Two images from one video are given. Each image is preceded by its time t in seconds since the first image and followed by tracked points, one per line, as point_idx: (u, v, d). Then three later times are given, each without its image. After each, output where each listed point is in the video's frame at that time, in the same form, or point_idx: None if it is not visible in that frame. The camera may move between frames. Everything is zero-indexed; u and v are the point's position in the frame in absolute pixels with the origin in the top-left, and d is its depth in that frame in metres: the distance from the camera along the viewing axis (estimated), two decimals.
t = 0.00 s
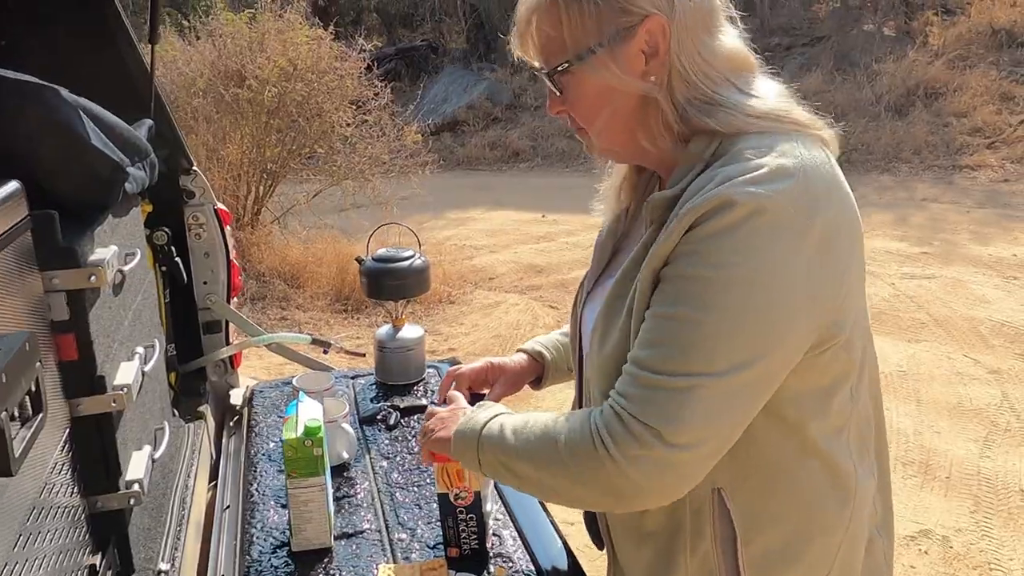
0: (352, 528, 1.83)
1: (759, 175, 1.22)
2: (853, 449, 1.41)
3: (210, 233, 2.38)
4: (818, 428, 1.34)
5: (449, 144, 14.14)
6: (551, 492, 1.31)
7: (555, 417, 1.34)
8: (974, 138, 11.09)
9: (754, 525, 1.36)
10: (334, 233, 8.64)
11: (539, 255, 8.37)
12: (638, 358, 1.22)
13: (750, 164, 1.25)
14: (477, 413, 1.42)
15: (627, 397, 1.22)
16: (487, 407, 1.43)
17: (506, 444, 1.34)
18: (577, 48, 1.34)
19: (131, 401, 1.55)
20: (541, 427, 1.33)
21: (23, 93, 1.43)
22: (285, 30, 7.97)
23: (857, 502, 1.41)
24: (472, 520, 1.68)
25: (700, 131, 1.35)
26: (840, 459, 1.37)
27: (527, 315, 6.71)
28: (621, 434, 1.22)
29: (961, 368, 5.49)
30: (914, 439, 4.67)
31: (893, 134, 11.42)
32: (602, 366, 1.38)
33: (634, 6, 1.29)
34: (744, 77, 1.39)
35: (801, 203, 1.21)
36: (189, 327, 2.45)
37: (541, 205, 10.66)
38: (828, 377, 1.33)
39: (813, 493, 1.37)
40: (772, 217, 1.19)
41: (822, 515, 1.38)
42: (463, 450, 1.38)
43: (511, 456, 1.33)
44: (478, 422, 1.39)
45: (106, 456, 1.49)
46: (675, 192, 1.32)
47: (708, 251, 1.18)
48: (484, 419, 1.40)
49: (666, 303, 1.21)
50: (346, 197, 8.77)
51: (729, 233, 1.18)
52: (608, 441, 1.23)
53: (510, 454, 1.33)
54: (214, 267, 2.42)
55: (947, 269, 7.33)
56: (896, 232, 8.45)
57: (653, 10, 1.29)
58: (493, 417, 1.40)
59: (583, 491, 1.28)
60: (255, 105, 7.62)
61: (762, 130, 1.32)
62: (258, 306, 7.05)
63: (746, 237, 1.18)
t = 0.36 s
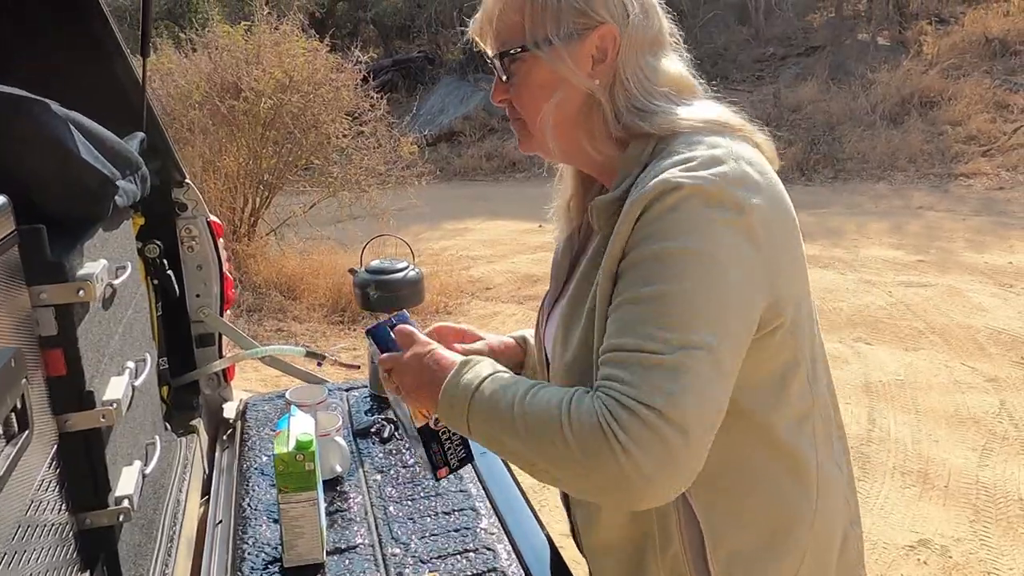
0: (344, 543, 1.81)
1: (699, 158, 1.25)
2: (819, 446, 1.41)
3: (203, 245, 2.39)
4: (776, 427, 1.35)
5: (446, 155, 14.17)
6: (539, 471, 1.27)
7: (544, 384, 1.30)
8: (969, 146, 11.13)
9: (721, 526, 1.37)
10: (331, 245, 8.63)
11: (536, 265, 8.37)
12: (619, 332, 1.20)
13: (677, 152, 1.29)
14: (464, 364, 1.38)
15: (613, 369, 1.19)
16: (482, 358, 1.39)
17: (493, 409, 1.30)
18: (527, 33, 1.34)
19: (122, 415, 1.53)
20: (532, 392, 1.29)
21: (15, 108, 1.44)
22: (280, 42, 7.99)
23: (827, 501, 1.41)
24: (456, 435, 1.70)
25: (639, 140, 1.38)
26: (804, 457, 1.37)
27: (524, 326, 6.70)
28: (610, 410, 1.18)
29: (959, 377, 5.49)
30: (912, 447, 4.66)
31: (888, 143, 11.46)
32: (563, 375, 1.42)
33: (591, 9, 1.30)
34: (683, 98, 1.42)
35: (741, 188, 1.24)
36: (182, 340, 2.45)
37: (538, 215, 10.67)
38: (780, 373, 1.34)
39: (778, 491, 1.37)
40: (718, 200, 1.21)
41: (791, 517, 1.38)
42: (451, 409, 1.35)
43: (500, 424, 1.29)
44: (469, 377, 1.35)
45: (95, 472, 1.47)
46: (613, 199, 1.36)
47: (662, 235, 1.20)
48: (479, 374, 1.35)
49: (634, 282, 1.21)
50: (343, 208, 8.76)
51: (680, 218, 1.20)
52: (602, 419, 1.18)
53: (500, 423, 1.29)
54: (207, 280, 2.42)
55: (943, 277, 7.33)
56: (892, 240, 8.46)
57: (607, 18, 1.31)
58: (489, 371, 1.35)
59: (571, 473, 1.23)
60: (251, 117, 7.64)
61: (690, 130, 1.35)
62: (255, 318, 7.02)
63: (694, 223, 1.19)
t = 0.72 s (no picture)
0: (342, 556, 1.81)
1: (643, 131, 1.48)
2: (753, 385, 1.68)
3: (199, 257, 2.39)
4: (719, 364, 1.62)
5: (444, 164, 14.16)
6: (551, 347, 1.28)
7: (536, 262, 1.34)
8: (964, 153, 11.18)
9: (674, 452, 1.59)
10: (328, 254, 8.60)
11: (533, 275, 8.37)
12: (606, 240, 1.33)
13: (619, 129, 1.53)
14: (442, 237, 1.37)
15: (616, 258, 1.30)
16: (459, 232, 1.39)
17: (494, 285, 1.31)
18: (495, 29, 1.58)
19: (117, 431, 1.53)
20: (533, 268, 1.31)
21: (9, 123, 1.43)
22: (277, 53, 8.06)
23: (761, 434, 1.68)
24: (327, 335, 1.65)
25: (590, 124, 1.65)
26: (742, 391, 1.64)
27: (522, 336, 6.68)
28: (628, 283, 1.26)
29: (956, 384, 5.49)
30: (911, 456, 4.65)
31: (884, 150, 11.48)
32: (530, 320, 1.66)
33: (551, 14, 1.57)
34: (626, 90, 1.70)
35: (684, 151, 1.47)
36: (179, 353, 2.44)
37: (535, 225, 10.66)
38: (724, 318, 1.61)
39: (725, 419, 1.62)
40: (667, 159, 1.43)
41: (732, 442, 1.63)
42: (442, 284, 1.33)
43: (508, 298, 1.30)
44: (459, 253, 1.34)
45: (89, 487, 1.46)
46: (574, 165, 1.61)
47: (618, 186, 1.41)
48: (467, 249, 1.35)
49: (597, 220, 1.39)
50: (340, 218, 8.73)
51: (636, 172, 1.41)
52: (630, 292, 1.25)
53: (506, 297, 1.30)
54: (204, 292, 2.41)
55: (940, 284, 7.35)
56: (889, 247, 8.48)
57: (564, 22, 1.58)
58: (473, 247, 1.36)
59: (589, 345, 1.26)
60: (249, 129, 7.59)
61: (632, 111, 1.61)
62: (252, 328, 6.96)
63: (647, 172, 1.40)
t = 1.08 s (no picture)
0: (341, 567, 1.81)
1: (658, 152, 1.55)
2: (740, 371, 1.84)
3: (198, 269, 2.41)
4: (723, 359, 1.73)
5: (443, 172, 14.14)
6: (696, 380, 1.37)
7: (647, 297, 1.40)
8: (962, 159, 11.20)
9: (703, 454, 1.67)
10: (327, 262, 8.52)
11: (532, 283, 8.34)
12: (690, 268, 1.42)
13: (625, 147, 1.58)
14: (552, 284, 1.38)
15: (716, 284, 1.40)
16: (559, 276, 1.40)
17: (625, 327, 1.36)
18: (441, 54, 1.60)
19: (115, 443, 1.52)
20: (656, 305, 1.37)
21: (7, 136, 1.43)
22: (277, 62, 8.09)
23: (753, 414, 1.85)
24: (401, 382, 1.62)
25: (555, 142, 1.67)
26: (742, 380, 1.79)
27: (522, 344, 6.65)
28: (746, 309, 1.38)
29: (956, 390, 5.48)
30: (912, 463, 4.64)
31: (882, 156, 11.48)
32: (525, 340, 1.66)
33: (497, 35, 1.59)
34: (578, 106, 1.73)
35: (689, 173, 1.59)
36: (177, 363, 2.44)
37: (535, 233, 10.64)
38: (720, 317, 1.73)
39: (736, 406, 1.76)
40: (689, 182, 1.54)
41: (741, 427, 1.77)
42: (575, 333, 1.36)
43: (645, 340, 1.36)
44: (577, 299, 1.37)
45: (87, 499, 1.46)
46: (558, 190, 1.61)
47: (662, 212, 1.49)
48: (581, 295, 1.38)
49: (655, 247, 1.46)
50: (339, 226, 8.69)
51: (675, 196, 1.50)
52: (752, 312, 1.38)
53: (643, 339, 1.36)
54: (203, 302, 2.44)
55: (938, 289, 7.35)
56: (888, 253, 8.48)
57: (511, 43, 1.60)
58: (579, 288, 1.39)
59: (729, 373, 1.37)
60: (248, 137, 7.60)
61: (602, 126, 1.68)
62: (251, 337, 6.90)
63: (684, 197, 1.50)
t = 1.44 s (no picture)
0: None
1: (676, 171, 1.54)
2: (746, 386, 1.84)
3: (195, 278, 2.39)
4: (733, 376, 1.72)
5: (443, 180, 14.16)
6: (766, 406, 1.40)
7: (703, 328, 1.41)
8: (962, 167, 11.20)
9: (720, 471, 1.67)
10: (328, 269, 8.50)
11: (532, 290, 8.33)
12: (736, 290, 1.44)
13: (639, 168, 1.57)
14: (611, 332, 1.36)
15: (766, 305, 1.43)
16: (618, 322, 1.38)
17: (696, 369, 1.37)
18: (426, 72, 1.60)
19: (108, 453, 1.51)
20: (717, 337, 1.39)
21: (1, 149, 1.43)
22: (277, 71, 8.11)
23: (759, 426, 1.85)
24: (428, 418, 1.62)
25: (553, 161, 1.68)
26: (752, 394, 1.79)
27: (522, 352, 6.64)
28: (802, 327, 1.42)
29: (957, 399, 5.46)
30: (913, 471, 4.62)
31: (882, 163, 11.48)
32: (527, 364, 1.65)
33: (485, 52, 1.58)
34: (570, 118, 1.72)
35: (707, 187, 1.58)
36: (173, 371, 2.44)
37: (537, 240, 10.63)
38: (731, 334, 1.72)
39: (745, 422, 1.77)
40: (710, 199, 1.54)
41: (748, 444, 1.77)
42: (645, 379, 1.35)
43: (714, 375, 1.37)
44: (639, 344, 1.36)
45: (80, 511, 1.45)
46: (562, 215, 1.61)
47: (692, 235, 1.48)
48: (647, 340, 1.37)
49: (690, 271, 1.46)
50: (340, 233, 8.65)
51: (703, 217, 1.50)
52: (815, 335, 1.42)
53: (712, 374, 1.37)
54: (199, 311, 2.42)
55: (939, 297, 7.34)
56: (888, 261, 8.47)
57: (500, 58, 1.59)
58: (639, 333, 1.38)
59: (796, 393, 1.41)
60: (249, 146, 7.62)
61: (601, 143, 1.68)
62: (251, 345, 6.89)
63: (710, 217, 1.50)
